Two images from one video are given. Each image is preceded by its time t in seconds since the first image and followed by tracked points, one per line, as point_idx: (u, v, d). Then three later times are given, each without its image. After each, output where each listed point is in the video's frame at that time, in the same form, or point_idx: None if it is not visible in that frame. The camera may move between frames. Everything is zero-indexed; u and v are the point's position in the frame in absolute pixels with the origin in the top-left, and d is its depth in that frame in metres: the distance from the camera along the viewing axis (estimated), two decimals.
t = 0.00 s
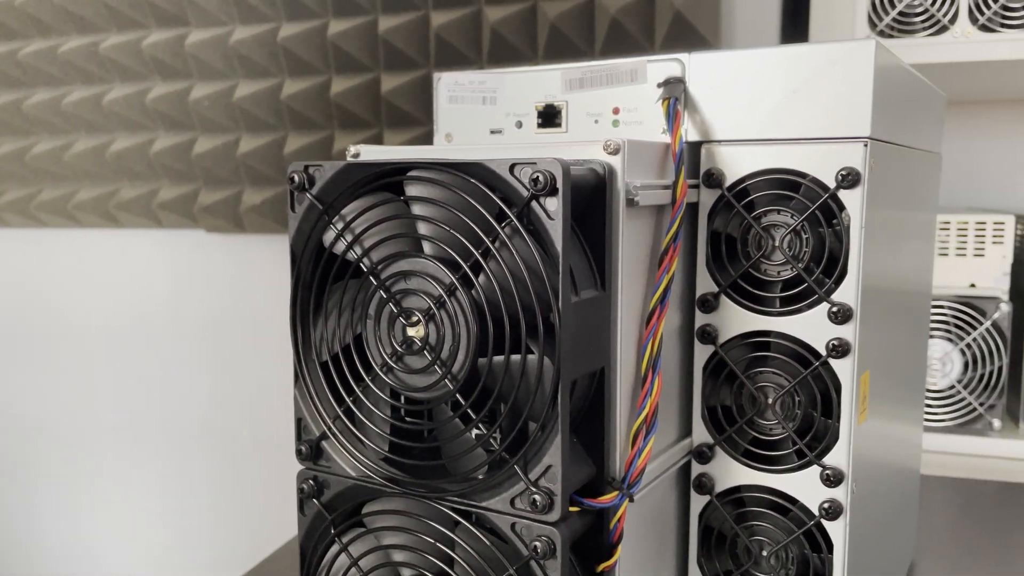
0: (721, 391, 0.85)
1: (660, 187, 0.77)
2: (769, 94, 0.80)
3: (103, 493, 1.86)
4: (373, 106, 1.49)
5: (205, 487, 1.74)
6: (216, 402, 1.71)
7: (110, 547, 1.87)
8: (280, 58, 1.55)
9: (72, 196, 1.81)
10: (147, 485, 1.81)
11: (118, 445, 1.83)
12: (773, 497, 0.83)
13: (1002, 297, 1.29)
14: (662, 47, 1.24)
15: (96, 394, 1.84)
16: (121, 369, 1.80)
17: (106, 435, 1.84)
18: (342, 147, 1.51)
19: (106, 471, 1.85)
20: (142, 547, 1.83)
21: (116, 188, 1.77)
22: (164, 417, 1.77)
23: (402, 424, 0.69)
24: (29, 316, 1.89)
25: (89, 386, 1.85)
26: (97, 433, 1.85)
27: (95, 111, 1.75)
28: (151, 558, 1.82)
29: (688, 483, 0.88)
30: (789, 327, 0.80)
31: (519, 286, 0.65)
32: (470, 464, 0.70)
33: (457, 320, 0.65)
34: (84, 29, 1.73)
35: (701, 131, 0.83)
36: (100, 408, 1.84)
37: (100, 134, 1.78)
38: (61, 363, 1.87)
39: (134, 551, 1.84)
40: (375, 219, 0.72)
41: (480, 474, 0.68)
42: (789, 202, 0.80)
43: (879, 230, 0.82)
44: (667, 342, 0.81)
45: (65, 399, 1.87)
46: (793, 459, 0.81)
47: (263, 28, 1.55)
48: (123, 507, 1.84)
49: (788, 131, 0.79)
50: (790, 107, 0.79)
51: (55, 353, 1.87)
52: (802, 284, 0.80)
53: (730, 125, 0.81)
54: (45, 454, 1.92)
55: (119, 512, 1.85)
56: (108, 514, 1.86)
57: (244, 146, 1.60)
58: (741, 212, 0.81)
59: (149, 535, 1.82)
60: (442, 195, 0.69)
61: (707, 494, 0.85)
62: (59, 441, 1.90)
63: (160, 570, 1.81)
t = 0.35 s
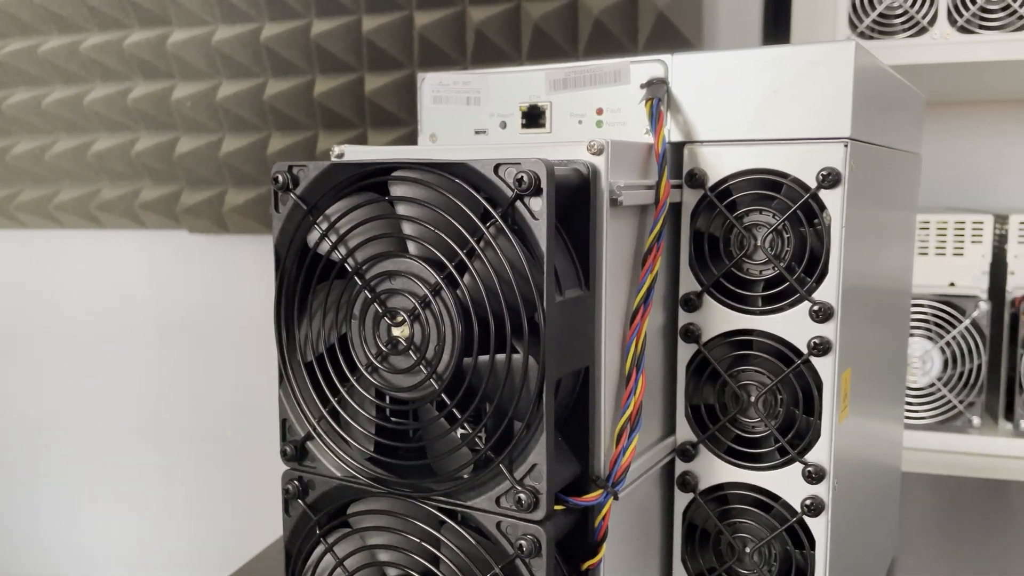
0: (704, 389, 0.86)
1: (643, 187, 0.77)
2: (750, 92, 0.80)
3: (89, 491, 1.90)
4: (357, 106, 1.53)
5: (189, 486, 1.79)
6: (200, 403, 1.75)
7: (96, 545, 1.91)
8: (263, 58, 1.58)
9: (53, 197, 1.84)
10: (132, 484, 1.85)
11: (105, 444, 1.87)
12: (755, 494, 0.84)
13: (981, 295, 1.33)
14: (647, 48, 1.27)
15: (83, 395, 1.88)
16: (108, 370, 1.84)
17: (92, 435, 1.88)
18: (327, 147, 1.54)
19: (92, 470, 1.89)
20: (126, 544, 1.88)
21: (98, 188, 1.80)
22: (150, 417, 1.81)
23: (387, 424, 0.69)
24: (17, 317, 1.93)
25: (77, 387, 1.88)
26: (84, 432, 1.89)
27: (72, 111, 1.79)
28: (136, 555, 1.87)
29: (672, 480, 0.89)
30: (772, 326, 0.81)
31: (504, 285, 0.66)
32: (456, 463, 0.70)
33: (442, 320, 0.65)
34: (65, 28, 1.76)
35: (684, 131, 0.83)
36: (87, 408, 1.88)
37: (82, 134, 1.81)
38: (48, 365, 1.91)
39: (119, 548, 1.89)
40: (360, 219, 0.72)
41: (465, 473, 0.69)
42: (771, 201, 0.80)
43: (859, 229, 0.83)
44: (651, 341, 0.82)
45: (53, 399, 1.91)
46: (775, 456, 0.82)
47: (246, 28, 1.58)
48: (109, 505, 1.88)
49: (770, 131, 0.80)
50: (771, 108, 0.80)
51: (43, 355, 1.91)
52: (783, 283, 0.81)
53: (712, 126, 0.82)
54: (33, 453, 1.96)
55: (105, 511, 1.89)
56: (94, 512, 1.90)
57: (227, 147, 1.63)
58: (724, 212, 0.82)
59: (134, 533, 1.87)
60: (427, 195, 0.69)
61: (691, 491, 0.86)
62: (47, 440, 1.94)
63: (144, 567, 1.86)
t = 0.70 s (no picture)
0: (690, 389, 0.86)
1: (628, 188, 0.77)
2: (734, 91, 0.81)
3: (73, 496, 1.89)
4: (342, 107, 1.53)
5: (173, 488, 1.78)
6: (184, 405, 1.75)
7: (79, 549, 1.90)
8: (248, 58, 1.58)
9: (35, 198, 1.84)
10: (117, 487, 1.85)
11: (89, 447, 1.86)
12: (740, 492, 0.84)
13: (964, 295, 1.38)
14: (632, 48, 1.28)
15: (67, 397, 1.87)
16: (92, 373, 1.84)
17: (77, 438, 1.87)
18: (313, 147, 1.55)
19: (74, 473, 1.89)
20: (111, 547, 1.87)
21: (81, 189, 1.80)
22: (135, 419, 1.81)
23: (373, 425, 0.69)
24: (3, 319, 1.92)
25: (61, 389, 1.87)
26: (69, 435, 1.88)
27: (55, 111, 1.78)
28: (121, 557, 1.87)
29: (657, 479, 0.90)
30: (756, 325, 0.81)
31: (490, 286, 0.66)
32: (442, 464, 0.70)
33: (428, 321, 0.65)
34: (47, 28, 1.76)
35: (668, 132, 0.84)
36: (72, 411, 1.87)
37: (64, 134, 1.81)
38: (31, 368, 1.90)
39: (104, 552, 1.88)
40: (345, 220, 0.72)
41: (452, 473, 0.69)
42: (755, 202, 0.81)
43: (841, 229, 0.84)
44: (637, 341, 0.82)
45: (37, 402, 1.90)
46: (760, 454, 0.83)
47: (230, 28, 1.58)
48: (93, 508, 1.88)
49: (753, 130, 0.80)
50: (754, 107, 0.80)
51: (26, 358, 1.90)
52: (767, 283, 0.81)
53: (696, 126, 0.83)
54: (17, 456, 1.95)
55: (90, 513, 1.89)
56: (78, 516, 1.90)
57: (212, 147, 1.64)
58: (708, 212, 0.82)
59: (118, 536, 1.87)
60: (413, 196, 0.69)
61: (677, 490, 0.86)
62: (31, 443, 1.93)
63: (130, 570, 1.85)
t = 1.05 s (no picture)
0: (673, 387, 0.87)
1: (612, 189, 0.78)
2: (717, 91, 0.81)
3: (55, 497, 1.88)
4: (325, 107, 1.53)
5: (155, 490, 1.78)
6: (166, 406, 1.75)
7: (61, 551, 1.89)
8: (229, 58, 1.58)
9: (14, 198, 1.83)
10: (99, 489, 1.84)
11: (72, 449, 1.85)
12: (723, 490, 0.85)
13: (942, 294, 1.40)
14: (614, 49, 1.29)
15: (51, 399, 1.86)
16: (74, 374, 1.83)
17: (59, 439, 1.86)
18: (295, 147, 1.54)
19: (62, 474, 1.87)
20: (92, 550, 1.86)
21: (61, 189, 1.79)
22: (118, 421, 1.80)
23: (358, 425, 0.69)
24: None
25: (44, 391, 1.86)
26: (53, 438, 1.87)
27: (34, 111, 1.78)
28: (105, 560, 1.86)
29: (641, 477, 0.90)
30: (739, 324, 0.82)
31: (475, 285, 0.66)
32: (427, 464, 0.70)
33: (413, 321, 0.66)
34: (27, 28, 1.75)
35: (651, 132, 0.84)
36: (56, 413, 1.86)
37: (44, 134, 1.80)
38: (14, 369, 1.88)
39: (89, 554, 1.87)
40: (329, 221, 0.72)
41: (436, 473, 0.69)
42: (736, 202, 0.82)
43: (822, 229, 0.85)
44: (621, 340, 0.83)
45: (20, 403, 1.89)
46: (742, 452, 0.84)
47: (211, 27, 1.57)
48: (75, 509, 1.87)
49: (736, 132, 0.81)
50: (737, 109, 0.81)
51: (10, 360, 1.89)
52: (749, 282, 0.82)
53: (679, 127, 0.83)
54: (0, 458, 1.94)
55: (72, 515, 1.88)
56: (60, 517, 1.89)
57: (193, 148, 1.63)
58: (690, 212, 0.83)
59: (101, 538, 1.86)
60: (396, 196, 0.69)
61: (660, 488, 0.87)
62: (14, 444, 1.91)
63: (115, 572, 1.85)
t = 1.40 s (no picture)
0: (658, 386, 0.87)
1: (596, 188, 0.78)
2: (700, 93, 0.82)
3: (38, 497, 1.89)
4: (310, 107, 1.55)
5: (140, 491, 1.79)
6: (150, 407, 1.76)
7: (43, 551, 1.89)
8: (213, 59, 1.59)
9: None
10: (82, 489, 1.84)
11: (56, 451, 1.85)
12: (707, 488, 0.86)
13: (923, 293, 1.42)
14: (598, 48, 1.34)
15: (35, 401, 1.86)
16: (56, 374, 1.83)
17: (42, 440, 1.86)
18: (280, 147, 1.56)
19: (45, 477, 1.87)
20: (75, 550, 1.87)
21: (41, 191, 1.79)
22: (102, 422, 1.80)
23: (343, 426, 0.69)
24: None
25: (28, 393, 1.86)
26: (37, 440, 1.87)
27: (16, 112, 1.78)
28: (90, 562, 1.86)
29: (627, 477, 0.91)
30: (722, 323, 0.83)
31: (460, 286, 0.66)
32: (413, 464, 0.70)
33: (399, 321, 0.65)
34: (9, 29, 1.76)
35: (635, 133, 0.85)
36: (41, 415, 1.86)
37: (25, 136, 1.80)
38: None
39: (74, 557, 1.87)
40: (313, 221, 0.72)
41: (422, 473, 0.69)
42: (720, 202, 0.82)
43: (804, 229, 0.86)
44: (606, 340, 0.83)
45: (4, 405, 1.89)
46: (727, 450, 0.84)
47: (194, 27, 1.59)
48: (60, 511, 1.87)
49: (719, 133, 0.82)
50: (720, 110, 0.81)
51: None
52: (733, 282, 0.83)
53: (662, 127, 0.84)
54: None
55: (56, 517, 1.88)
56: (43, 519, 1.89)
57: (176, 148, 1.64)
58: (674, 212, 0.83)
59: (83, 539, 1.86)
60: (382, 197, 0.69)
61: (645, 487, 0.88)
62: None
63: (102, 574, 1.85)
